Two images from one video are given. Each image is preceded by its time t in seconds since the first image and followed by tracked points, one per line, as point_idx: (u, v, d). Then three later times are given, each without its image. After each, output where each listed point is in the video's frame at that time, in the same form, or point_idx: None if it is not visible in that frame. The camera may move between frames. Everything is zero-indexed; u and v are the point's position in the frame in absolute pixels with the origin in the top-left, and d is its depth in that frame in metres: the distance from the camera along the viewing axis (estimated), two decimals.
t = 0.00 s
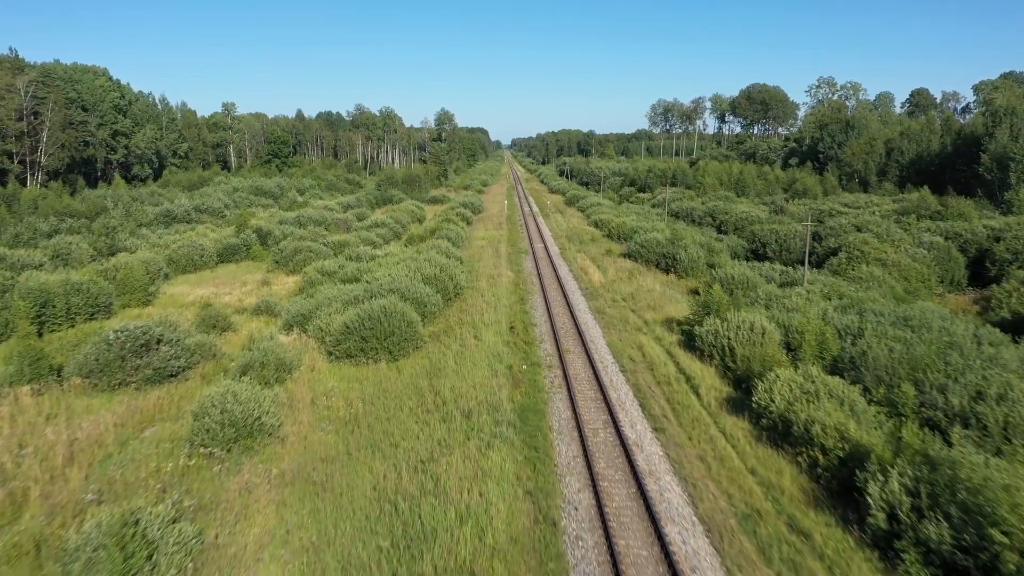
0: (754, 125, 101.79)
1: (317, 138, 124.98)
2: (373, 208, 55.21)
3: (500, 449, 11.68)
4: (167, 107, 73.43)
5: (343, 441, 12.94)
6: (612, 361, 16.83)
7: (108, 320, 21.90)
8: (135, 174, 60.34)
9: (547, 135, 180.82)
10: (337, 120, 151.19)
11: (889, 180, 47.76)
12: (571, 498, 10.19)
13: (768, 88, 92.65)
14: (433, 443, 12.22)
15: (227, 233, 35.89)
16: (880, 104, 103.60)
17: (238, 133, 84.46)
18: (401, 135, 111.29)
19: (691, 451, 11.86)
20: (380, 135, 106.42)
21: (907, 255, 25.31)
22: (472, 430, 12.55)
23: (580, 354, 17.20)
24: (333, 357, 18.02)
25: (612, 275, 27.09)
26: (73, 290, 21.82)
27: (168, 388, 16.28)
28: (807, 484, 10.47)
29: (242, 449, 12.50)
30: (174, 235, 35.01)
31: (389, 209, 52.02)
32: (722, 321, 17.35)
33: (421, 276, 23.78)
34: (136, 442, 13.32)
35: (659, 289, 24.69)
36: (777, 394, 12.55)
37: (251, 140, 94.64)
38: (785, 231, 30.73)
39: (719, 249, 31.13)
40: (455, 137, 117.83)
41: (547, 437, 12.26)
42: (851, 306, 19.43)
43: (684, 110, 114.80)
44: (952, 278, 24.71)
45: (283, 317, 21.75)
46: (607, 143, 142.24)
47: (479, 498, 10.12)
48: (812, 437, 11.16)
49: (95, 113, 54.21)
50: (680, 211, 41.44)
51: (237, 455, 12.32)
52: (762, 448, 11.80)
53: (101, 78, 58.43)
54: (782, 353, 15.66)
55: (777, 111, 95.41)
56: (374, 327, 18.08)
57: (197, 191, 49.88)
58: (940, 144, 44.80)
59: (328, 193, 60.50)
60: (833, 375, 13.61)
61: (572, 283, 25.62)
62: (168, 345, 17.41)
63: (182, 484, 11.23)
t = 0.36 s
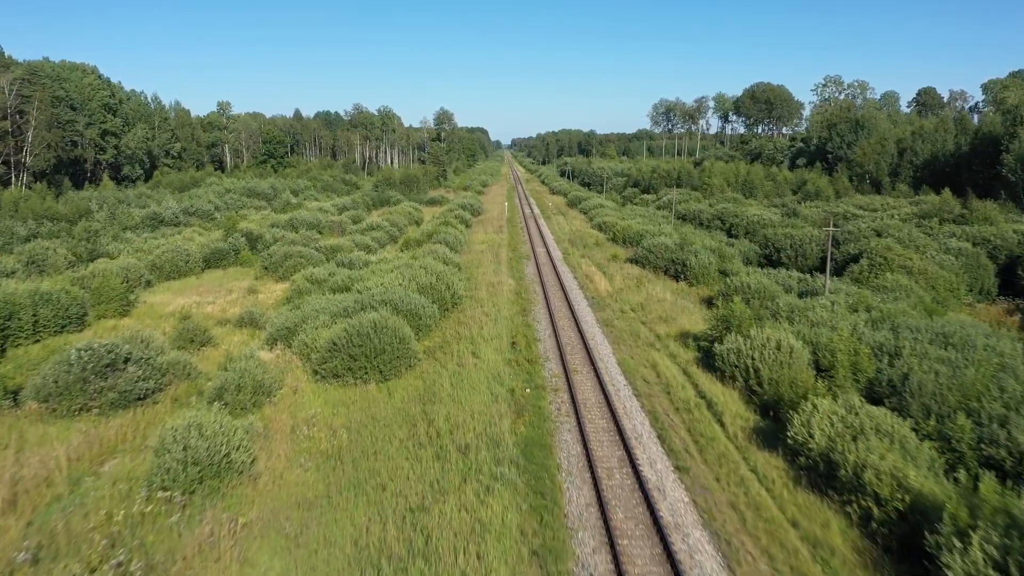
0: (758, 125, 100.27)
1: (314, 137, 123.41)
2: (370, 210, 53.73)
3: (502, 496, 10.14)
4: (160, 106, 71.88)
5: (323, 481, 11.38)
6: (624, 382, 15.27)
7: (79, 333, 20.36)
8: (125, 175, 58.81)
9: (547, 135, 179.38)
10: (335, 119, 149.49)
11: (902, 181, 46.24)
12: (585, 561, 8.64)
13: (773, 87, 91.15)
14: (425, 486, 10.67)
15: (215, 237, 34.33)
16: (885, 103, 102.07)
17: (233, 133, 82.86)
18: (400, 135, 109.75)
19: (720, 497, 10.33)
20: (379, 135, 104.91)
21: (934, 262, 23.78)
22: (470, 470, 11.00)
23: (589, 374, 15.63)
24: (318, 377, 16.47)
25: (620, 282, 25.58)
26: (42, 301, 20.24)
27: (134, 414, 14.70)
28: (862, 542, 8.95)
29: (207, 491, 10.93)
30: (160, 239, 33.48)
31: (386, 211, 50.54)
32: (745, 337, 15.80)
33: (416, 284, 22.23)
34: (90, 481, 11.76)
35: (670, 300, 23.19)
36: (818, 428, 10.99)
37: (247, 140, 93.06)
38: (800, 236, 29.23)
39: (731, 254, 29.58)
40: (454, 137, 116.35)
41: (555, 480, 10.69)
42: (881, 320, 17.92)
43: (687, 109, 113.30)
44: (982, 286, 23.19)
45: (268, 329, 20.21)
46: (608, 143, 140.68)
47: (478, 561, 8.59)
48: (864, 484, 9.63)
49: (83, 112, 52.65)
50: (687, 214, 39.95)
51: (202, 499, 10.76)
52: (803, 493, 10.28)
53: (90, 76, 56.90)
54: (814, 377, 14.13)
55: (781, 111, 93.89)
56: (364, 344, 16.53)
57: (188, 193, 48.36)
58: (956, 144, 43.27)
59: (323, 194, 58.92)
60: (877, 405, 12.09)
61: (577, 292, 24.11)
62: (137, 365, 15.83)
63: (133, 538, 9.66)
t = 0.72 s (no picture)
0: (762, 124, 98.72)
1: (312, 137, 121.90)
2: (366, 212, 52.21)
3: (505, 560, 8.57)
4: (153, 104, 70.28)
5: (298, 534, 9.80)
6: (639, 409, 13.72)
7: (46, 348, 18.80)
8: (116, 175, 57.25)
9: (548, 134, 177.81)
10: (333, 118, 147.84)
11: (917, 182, 44.65)
12: None
13: (778, 86, 89.57)
14: (415, 544, 9.10)
15: (202, 241, 32.78)
16: (892, 103, 100.45)
17: (228, 132, 81.28)
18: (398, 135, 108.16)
19: (762, 559, 8.77)
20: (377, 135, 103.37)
21: (964, 270, 22.24)
22: (467, 525, 9.44)
23: (599, 400, 14.05)
24: (300, 401, 14.90)
25: (628, 291, 24.06)
26: (5, 313, 18.65)
27: (92, 446, 13.07)
28: None
29: (162, 547, 9.31)
30: (144, 243, 31.92)
31: (382, 213, 49.01)
32: (772, 358, 14.25)
33: (410, 295, 20.67)
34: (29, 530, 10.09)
35: (682, 311, 21.66)
36: (872, 474, 9.46)
37: (243, 139, 91.46)
38: (817, 241, 27.69)
39: (744, 260, 28.04)
40: (454, 137, 114.81)
41: (565, 538, 9.11)
42: (917, 336, 16.39)
43: (689, 108, 111.78)
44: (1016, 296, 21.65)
45: (249, 345, 18.66)
46: (609, 143, 139.13)
47: None
48: (936, 550, 8.08)
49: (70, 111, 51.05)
50: (695, 217, 38.40)
51: (154, 557, 9.12)
52: (858, 555, 8.73)
53: (79, 74, 55.28)
54: (853, 406, 12.59)
55: (786, 110, 92.33)
56: (351, 364, 14.95)
57: (178, 194, 46.82)
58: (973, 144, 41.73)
59: (319, 196, 57.40)
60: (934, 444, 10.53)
61: (583, 302, 22.56)
62: (98, 389, 14.21)
63: None
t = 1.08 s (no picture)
0: (766, 124, 97.15)
1: (310, 136, 120.34)
2: (362, 214, 50.67)
3: None
4: (145, 103, 68.72)
5: None
6: (659, 442, 12.17)
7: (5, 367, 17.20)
8: (105, 176, 55.67)
9: (548, 134, 176.32)
10: (331, 117, 146.16)
11: (933, 182, 43.07)
12: None
13: (783, 84, 88.01)
14: None
15: (188, 246, 31.19)
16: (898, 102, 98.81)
17: (222, 132, 79.65)
18: (397, 134, 106.62)
19: None
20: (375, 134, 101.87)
21: (1000, 279, 20.68)
22: None
23: (613, 431, 12.48)
24: (279, 431, 13.34)
25: (637, 301, 22.53)
26: None
27: (38, 487, 11.30)
28: None
29: None
30: (126, 248, 30.35)
31: (379, 215, 47.47)
32: (807, 383, 12.68)
33: (404, 306, 19.11)
34: None
35: (697, 325, 20.13)
36: (947, 538, 7.91)
37: (238, 139, 89.84)
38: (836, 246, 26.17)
39: (760, 267, 26.46)
40: (453, 136, 113.24)
41: None
42: (963, 356, 14.83)
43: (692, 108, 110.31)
44: None
45: (228, 363, 17.11)
46: (611, 142, 137.53)
47: None
48: None
49: (57, 109, 49.44)
50: (703, 220, 36.87)
51: None
52: None
53: (67, 72, 53.69)
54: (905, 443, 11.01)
55: (791, 109, 90.74)
56: (335, 389, 13.38)
57: (167, 195, 45.25)
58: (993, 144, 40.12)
59: (314, 197, 55.82)
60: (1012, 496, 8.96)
61: (591, 314, 21.00)
62: (50, 419, 12.62)
63: None
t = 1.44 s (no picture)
0: (771, 124, 95.55)
1: (308, 136, 118.68)
2: (358, 216, 49.15)
3: None
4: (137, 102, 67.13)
5: None
6: (684, 487, 10.57)
7: None
8: (93, 177, 54.09)
9: (548, 134, 174.73)
10: (329, 117, 144.39)
11: (951, 183, 41.45)
12: None
13: (788, 83, 86.44)
14: None
15: (172, 251, 29.62)
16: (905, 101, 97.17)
17: (217, 131, 78.04)
18: (395, 134, 105.02)
19: None
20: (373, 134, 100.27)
21: None
22: None
23: (631, 473, 10.90)
24: (251, 469, 11.72)
25: (648, 313, 20.98)
26: None
27: None
28: None
29: None
30: (106, 254, 28.78)
31: (375, 218, 45.92)
32: (851, 415, 11.12)
33: (397, 321, 17.53)
34: None
35: (714, 340, 18.58)
36: None
37: (234, 139, 88.20)
38: (858, 253, 24.61)
39: (776, 274, 24.88)
40: (452, 136, 111.59)
41: None
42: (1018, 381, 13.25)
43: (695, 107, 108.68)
44: None
45: (201, 385, 15.51)
46: (612, 142, 135.84)
47: None
48: None
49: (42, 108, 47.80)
50: (712, 224, 35.34)
51: None
52: None
53: (54, 69, 52.08)
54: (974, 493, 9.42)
55: (796, 108, 89.15)
56: (316, 421, 11.78)
57: (155, 197, 43.67)
58: (1014, 144, 38.53)
59: (308, 198, 54.17)
60: None
61: (599, 328, 19.39)
62: None
63: None
